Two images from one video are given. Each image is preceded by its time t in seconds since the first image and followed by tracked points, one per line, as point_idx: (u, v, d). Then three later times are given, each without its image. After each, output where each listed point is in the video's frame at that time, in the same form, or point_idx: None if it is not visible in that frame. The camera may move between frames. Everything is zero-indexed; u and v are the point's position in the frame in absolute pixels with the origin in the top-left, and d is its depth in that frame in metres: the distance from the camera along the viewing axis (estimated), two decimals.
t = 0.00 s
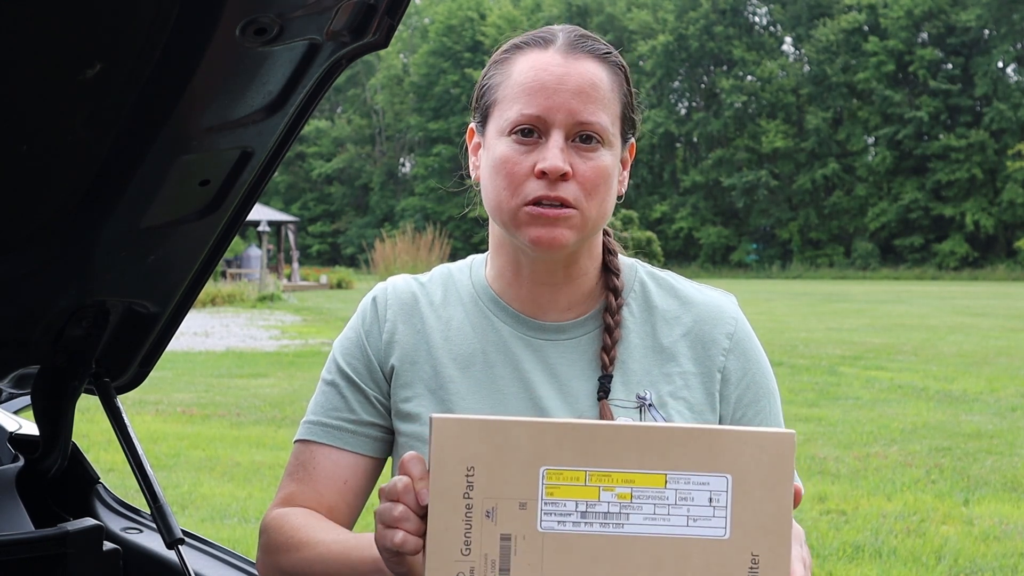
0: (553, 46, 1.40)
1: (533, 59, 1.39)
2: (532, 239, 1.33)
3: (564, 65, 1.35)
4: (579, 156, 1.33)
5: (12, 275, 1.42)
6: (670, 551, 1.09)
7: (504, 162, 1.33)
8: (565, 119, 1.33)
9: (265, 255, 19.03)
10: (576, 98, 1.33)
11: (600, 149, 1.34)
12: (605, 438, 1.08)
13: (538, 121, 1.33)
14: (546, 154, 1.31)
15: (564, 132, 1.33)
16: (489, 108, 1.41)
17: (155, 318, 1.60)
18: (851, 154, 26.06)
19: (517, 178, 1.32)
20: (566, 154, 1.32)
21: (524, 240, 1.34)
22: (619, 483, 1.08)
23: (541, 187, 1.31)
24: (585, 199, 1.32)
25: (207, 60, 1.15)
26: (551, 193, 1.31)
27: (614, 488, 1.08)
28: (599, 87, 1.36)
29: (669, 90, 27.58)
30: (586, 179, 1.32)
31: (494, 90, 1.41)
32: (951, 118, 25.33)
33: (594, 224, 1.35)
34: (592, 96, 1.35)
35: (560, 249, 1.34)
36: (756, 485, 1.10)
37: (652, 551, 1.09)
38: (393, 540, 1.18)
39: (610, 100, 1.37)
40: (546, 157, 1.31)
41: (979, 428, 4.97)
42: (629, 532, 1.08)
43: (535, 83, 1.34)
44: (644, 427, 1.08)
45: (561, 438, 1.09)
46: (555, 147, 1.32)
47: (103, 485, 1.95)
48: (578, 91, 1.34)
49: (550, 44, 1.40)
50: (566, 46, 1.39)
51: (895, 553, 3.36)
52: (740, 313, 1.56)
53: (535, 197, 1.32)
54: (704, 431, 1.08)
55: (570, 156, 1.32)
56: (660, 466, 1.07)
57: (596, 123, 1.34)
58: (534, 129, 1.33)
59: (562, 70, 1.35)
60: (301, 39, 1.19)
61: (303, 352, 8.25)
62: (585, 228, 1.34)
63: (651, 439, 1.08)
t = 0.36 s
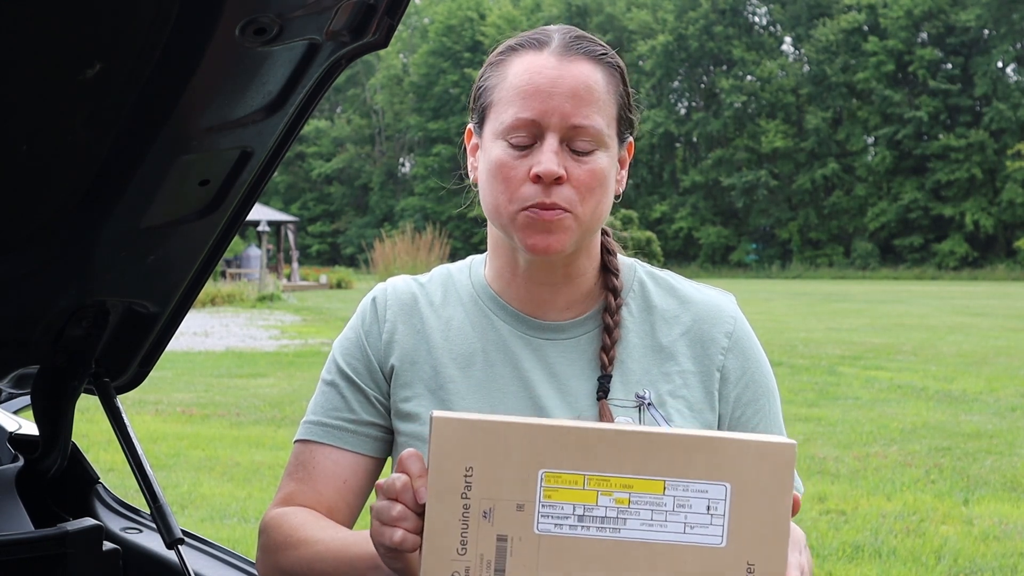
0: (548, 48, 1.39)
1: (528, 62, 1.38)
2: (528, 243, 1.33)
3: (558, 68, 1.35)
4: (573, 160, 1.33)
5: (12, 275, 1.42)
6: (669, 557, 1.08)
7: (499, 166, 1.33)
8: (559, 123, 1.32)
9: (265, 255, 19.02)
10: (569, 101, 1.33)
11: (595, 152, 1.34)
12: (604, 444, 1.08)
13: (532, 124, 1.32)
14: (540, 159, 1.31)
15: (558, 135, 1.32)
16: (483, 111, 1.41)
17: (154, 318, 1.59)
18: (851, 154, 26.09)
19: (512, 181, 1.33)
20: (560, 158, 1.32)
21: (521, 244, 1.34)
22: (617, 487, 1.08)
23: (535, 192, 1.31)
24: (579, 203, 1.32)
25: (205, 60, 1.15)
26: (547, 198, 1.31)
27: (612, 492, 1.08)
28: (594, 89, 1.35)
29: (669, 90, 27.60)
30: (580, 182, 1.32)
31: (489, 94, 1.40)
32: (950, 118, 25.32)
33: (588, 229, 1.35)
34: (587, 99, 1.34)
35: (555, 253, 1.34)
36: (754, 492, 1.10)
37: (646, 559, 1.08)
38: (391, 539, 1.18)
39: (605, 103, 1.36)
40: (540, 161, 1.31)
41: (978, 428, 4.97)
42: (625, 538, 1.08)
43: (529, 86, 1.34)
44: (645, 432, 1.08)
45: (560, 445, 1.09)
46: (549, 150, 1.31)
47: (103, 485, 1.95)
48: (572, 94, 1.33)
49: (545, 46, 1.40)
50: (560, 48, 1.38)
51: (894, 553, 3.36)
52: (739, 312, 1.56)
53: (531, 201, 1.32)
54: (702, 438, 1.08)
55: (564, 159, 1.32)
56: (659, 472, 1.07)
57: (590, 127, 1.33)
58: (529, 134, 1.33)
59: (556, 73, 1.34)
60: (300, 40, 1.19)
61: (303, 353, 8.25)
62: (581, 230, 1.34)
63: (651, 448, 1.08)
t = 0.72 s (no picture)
0: (538, 49, 1.38)
1: (518, 62, 1.38)
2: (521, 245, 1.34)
3: (548, 68, 1.35)
4: (563, 161, 1.33)
5: (11, 275, 1.42)
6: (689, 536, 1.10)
7: (490, 166, 1.33)
8: (549, 125, 1.32)
9: (265, 255, 19.01)
10: (558, 102, 1.33)
11: (586, 153, 1.34)
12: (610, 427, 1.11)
13: (524, 125, 1.32)
14: (532, 159, 1.31)
15: (547, 136, 1.32)
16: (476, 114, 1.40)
17: (155, 318, 1.60)
18: (852, 154, 26.08)
19: (502, 181, 1.33)
20: (550, 158, 1.32)
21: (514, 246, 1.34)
22: (630, 472, 1.10)
23: (523, 192, 1.31)
24: (568, 204, 1.33)
25: (206, 61, 1.16)
26: (538, 199, 1.31)
27: (626, 477, 1.10)
28: (583, 90, 1.35)
29: (669, 90, 27.64)
30: (570, 183, 1.32)
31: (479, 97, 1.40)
32: (951, 118, 25.28)
33: (579, 229, 1.36)
34: (577, 99, 1.34)
35: (546, 253, 1.35)
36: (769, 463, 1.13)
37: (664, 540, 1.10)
38: (392, 545, 1.17)
39: (596, 102, 1.36)
40: (530, 161, 1.31)
41: (979, 428, 4.97)
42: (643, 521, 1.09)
43: (518, 88, 1.33)
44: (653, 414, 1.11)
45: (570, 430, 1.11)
46: (539, 152, 1.31)
47: (103, 485, 1.95)
48: (561, 95, 1.33)
49: (536, 46, 1.39)
50: (550, 49, 1.38)
51: (895, 553, 3.36)
52: (740, 309, 1.57)
53: (525, 201, 1.32)
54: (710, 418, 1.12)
55: (552, 161, 1.32)
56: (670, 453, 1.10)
57: (579, 127, 1.33)
58: (520, 135, 1.33)
59: (546, 74, 1.34)
60: (301, 39, 1.19)
61: (303, 353, 8.25)
62: (570, 231, 1.35)
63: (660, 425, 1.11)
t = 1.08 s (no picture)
0: (549, 44, 1.38)
1: (529, 58, 1.38)
2: (541, 240, 1.33)
3: (563, 62, 1.35)
4: (581, 153, 1.33)
5: (12, 275, 1.41)
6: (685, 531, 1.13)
7: (505, 161, 1.33)
8: (567, 116, 1.32)
9: (265, 255, 19.03)
10: (577, 93, 1.33)
11: (601, 144, 1.34)
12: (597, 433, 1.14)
13: (540, 119, 1.32)
14: (551, 150, 1.31)
15: (566, 129, 1.32)
16: (487, 109, 1.40)
17: (154, 318, 1.60)
18: (851, 154, 26.10)
19: (517, 175, 1.32)
20: (570, 150, 1.32)
21: (533, 240, 1.34)
22: (622, 473, 1.14)
23: (545, 185, 1.31)
24: (589, 196, 1.33)
25: (207, 61, 1.16)
26: (559, 187, 1.31)
27: (618, 478, 1.13)
28: (598, 83, 1.35)
29: (669, 90, 27.68)
30: (591, 174, 1.32)
31: (491, 92, 1.40)
32: (950, 118, 25.28)
33: (598, 222, 1.36)
34: (592, 91, 1.34)
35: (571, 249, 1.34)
36: (754, 455, 1.17)
37: (661, 537, 1.12)
38: (382, 560, 1.14)
39: (609, 95, 1.37)
40: (550, 154, 1.31)
41: (979, 428, 4.98)
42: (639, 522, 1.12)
43: (536, 81, 1.34)
44: (639, 418, 1.16)
45: (559, 439, 1.14)
46: (559, 145, 1.31)
47: (103, 485, 1.95)
48: (578, 87, 1.34)
49: (546, 42, 1.39)
50: (561, 43, 1.38)
51: (894, 553, 3.36)
52: (741, 309, 1.56)
53: (541, 195, 1.32)
54: (691, 414, 1.17)
55: (573, 153, 1.32)
56: (659, 452, 1.14)
57: (597, 118, 1.34)
58: (537, 127, 1.33)
59: (562, 66, 1.34)
60: (300, 39, 1.19)
61: (303, 352, 8.25)
62: (591, 223, 1.34)
63: (641, 428, 1.16)
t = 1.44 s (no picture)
0: (534, 44, 1.39)
1: (515, 58, 1.38)
2: (524, 237, 1.33)
3: (545, 60, 1.35)
4: (564, 150, 1.33)
5: (11, 275, 1.41)
6: (696, 520, 1.13)
7: (492, 161, 1.33)
8: (549, 114, 1.33)
9: (265, 255, 19.01)
10: (557, 91, 1.33)
11: (585, 141, 1.35)
12: (606, 424, 1.16)
13: (523, 117, 1.33)
14: (532, 148, 1.31)
15: (548, 125, 1.33)
16: (477, 110, 1.41)
17: (155, 317, 1.59)
18: (851, 154, 26.09)
19: (504, 174, 1.33)
20: (551, 148, 1.32)
21: (516, 238, 1.34)
22: (633, 461, 1.15)
23: (528, 182, 1.31)
24: (572, 194, 1.33)
25: (206, 56, 1.15)
26: (539, 184, 1.31)
27: (630, 465, 1.15)
28: (580, 79, 1.36)
29: (669, 90, 27.67)
30: (574, 171, 1.32)
31: (481, 92, 1.41)
32: (950, 118, 25.25)
33: (587, 219, 1.35)
34: (574, 88, 1.34)
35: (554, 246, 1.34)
36: (759, 447, 1.21)
37: (677, 518, 1.13)
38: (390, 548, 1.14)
39: (592, 92, 1.37)
40: (531, 152, 1.31)
41: (979, 428, 4.98)
42: (652, 505, 1.12)
43: (520, 80, 1.34)
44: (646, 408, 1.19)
45: (573, 431, 1.15)
46: (539, 142, 1.32)
47: (103, 485, 1.95)
48: (558, 84, 1.34)
49: (531, 42, 1.40)
50: (546, 43, 1.39)
51: (895, 553, 3.36)
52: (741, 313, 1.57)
53: (526, 193, 1.32)
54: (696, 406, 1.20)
55: (555, 150, 1.32)
56: (669, 440, 1.17)
57: (580, 113, 1.34)
58: (521, 125, 1.33)
59: (543, 65, 1.35)
60: (300, 39, 1.19)
61: (303, 353, 8.25)
62: (577, 222, 1.34)
63: (650, 418, 1.18)
